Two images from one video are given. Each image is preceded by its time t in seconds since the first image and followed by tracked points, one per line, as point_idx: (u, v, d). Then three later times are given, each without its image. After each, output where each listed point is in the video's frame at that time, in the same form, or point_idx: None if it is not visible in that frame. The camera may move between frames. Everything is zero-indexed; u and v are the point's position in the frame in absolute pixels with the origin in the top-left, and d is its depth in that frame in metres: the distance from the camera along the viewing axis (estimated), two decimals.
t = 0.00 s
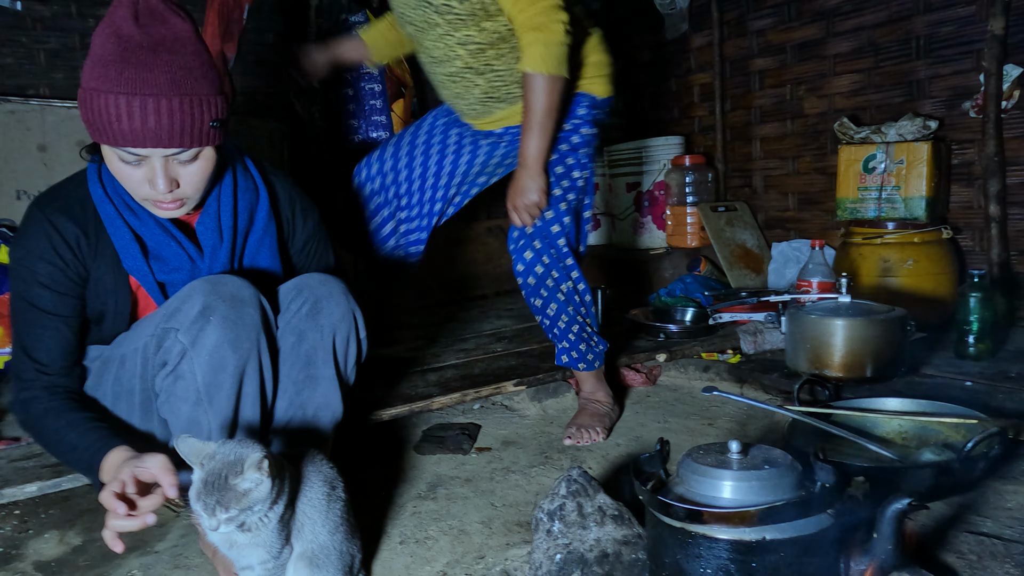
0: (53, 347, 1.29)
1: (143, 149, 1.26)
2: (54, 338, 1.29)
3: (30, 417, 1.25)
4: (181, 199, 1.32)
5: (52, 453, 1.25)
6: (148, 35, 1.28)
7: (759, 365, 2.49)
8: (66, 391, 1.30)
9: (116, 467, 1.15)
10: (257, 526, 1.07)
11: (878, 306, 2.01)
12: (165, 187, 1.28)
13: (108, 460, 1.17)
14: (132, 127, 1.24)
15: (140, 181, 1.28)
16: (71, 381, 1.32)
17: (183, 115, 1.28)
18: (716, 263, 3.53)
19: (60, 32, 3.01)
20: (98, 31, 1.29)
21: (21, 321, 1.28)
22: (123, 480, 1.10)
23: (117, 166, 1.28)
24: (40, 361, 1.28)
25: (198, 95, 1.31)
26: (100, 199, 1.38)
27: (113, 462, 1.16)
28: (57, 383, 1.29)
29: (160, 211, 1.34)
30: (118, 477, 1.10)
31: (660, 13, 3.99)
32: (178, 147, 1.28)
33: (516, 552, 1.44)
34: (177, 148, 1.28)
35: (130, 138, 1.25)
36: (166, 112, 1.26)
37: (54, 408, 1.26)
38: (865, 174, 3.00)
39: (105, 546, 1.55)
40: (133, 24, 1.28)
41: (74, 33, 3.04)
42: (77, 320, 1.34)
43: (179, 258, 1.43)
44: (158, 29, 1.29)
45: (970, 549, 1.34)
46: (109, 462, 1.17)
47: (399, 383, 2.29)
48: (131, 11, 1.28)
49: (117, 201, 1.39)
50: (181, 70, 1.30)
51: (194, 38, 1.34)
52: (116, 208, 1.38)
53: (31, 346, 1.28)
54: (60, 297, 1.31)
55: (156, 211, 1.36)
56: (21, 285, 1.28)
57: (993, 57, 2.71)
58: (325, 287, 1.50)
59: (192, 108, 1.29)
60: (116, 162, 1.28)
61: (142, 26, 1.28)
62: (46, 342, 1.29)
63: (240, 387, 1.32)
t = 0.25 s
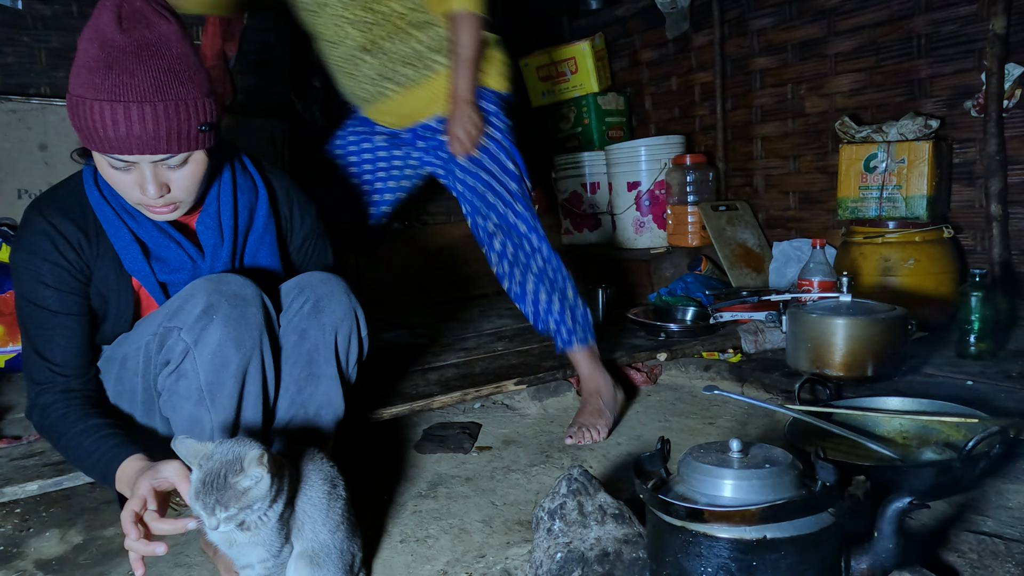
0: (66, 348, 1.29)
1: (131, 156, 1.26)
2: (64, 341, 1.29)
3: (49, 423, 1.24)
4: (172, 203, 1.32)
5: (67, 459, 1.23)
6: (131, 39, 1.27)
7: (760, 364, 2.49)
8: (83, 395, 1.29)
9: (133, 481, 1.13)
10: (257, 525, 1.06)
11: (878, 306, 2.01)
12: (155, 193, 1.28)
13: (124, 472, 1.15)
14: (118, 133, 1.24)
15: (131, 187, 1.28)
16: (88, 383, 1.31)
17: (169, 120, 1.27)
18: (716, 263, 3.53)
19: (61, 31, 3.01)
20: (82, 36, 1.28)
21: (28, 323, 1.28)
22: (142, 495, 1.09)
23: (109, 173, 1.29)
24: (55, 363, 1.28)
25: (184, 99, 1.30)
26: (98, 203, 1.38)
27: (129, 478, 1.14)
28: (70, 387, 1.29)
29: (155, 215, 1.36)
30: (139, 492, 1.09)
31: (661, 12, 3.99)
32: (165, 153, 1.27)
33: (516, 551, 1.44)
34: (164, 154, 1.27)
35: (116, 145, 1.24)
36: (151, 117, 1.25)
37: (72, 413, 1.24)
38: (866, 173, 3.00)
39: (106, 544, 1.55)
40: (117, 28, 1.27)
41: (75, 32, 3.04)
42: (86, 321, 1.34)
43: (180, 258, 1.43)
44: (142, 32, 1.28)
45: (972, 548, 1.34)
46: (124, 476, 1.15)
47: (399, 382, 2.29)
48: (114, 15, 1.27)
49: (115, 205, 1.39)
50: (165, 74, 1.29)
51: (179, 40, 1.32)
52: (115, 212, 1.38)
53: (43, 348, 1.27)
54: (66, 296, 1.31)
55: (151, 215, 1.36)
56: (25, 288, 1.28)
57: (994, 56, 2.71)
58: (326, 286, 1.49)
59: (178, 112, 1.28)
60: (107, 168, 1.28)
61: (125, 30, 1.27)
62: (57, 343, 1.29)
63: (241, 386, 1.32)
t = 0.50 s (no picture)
0: (63, 348, 1.30)
1: (132, 157, 1.26)
2: (62, 340, 1.29)
3: (43, 421, 1.24)
4: (173, 204, 1.32)
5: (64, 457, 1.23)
6: (133, 41, 1.27)
7: (760, 364, 2.48)
8: (74, 392, 1.30)
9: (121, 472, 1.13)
10: (262, 520, 1.06)
11: (879, 305, 2.01)
12: (155, 194, 1.27)
13: (116, 465, 1.15)
14: (120, 135, 1.24)
15: (132, 188, 1.28)
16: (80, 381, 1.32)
17: (171, 122, 1.27)
18: (717, 262, 3.52)
19: (61, 30, 3.01)
20: (85, 38, 1.29)
21: (27, 323, 1.28)
22: (127, 485, 1.09)
23: (110, 174, 1.29)
24: (50, 362, 1.29)
25: (186, 100, 1.30)
26: (98, 202, 1.38)
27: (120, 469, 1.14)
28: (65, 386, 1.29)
29: (155, 215, 1.35)
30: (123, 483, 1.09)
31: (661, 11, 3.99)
32: (167, 153, 1.27)
33: (517, 550, 1.44)
34: (165, 155, 1.27)
35: (117, 147, 1.25)
36: (152, 118, 1.25)
37: (65, 412, 1.25)
38: (867, 172, 2.98)
39: (107, 543, 1.55)
40: (119, 30, 1.27)
41: (75, 31, 3.04)
42: (84, 320, 1.34)
43: (180, 258, 1.43)
44: (143, 33, 1.28)
45: (973, 547, 1.34)
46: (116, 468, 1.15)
47: (400, 381, 2.29)
48: (116, 16, 1.27)
49: (116, 204, 1.39)
50: (166, 75, 1.29)
51: (181, 41, 1.32)
52: (115, 211, 1.38)
53: (40, 347, 1.28)
54: (64, 296, 1.30)
55: (153, 215, 1.36)
56: (24, 287, 1.28)
57: (995, 55, 2.71)
58: (327, 285, 1.49)
59: (180, 113, 1.28)
60: (108, 169, 1.29)
61: (127, 32, 1.28)
62: (55, 343, 1.29)
63: (242, 385, 1.32)
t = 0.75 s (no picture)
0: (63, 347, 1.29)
1: (141, 155, 1.26)
2: (63, 338, 1.29)
3: (39, 418, 1.24)
4: (181, 201, 1.33)
5: (60, 455, 1.23)
6: (139, 38, 1.27)
7: (761, 363, 2.48)
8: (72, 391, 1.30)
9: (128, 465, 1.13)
10: (265, 515, 1.07)
11: (880, 304, 2.01)
12: (164, 191, 1.29)
13: (114, 461, 1.15)
14: (130, 133, 1.24)
15: (140, 186, 1.29)
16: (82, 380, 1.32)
17: (179, 119, 1.27)
18: (717, 261, 3.52)
19: (61, 30, 3.01)
20: (88, 35, 1.28)
21: (26, 321, 1.27)
22: (141, 476, 1.10)
23: (115, 171, 1.29)
24: (49, 361, 1.28)
25: (193, 97, 1.30)
26: (98, 201, 1.38)
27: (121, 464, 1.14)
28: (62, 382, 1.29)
29: (161, 212, 1.36)
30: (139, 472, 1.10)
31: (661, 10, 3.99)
32: (175, 151, 1.28)
33: (518, 549, 1.44)
34: (174, 152, 1.28)
35: (126, 145, 1.25)
36: (162, 116, 1.26)
37: (64, 408, 1.25)
38: (867, 171, 2.98)
39: (107, 543, 1.55)
40: (124, 27, 1.26)
41: (76, 31, 3.04)
42: (84, 318, 1.34)
43: (180, 256, 1.43)
44: (149, 31, 1.28)
45: (975, 546, 1.33)
46: (114, 465, 1.15)
47: (400, 381, 2.29)
48: (121, 14, 1.26)
49: (115, 202, 1.39)
50: (173, 72, 1.29)
51: (185, 38, 1.32)
52: (114, 210, 1.38)
53: (39, 345, 1.27)
54: (64, 295, 1.30)
55: (159, 213, 1.37)
56: (23, 286, 1.27)
57: (996, 54, 2.71)
58: (328, 285, 1.50)
59: (187, 110, 1.29)
60: (114, 167, 1.29)
61: (133, 29, 1.27)
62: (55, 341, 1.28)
63: (243, 384, 1.32)
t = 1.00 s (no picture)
0: (40, 343, 1.28)
1: (158, 149, 1.26)
2: (41, 336, 1.28)
3: (9, 410, 1.24)
4: (197, 195, 1.34)
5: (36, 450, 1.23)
6: (148, 31, 1.27)
7: (761, 361, 2.48)
8: (50, 385, 1.29)
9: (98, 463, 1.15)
10: (263, 513, 1.06)
11: (880, 302, 2.01)
12: (182, 185, 1.30)
13: (89, 457, 1.17)
14: (149, 126, 1.24)
15: (157, 182, 1.30)
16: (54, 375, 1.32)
17: (196, 108, 1.28)
18: (717, 260, 3.51)
19: (60, 28, 3.01)
20: (93, 32, 1.26)
21: (8, 316, 1.27)
22: (110, 477, 1.09)
23: (129, 168, 1.29)
24: (23, 357, 1.27)
25: (206, 87, 1.31)
26: (97, 198, 1.37)
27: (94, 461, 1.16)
28: (43, 376, 1.29)
29: (175, 208, 1.36)
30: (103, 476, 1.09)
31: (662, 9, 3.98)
32: (193, 141, 1.28)
33: (518, 547, 1.43)
34: (193, 143, 1.29)
35: (146, 139, 1.25)
36: (180, 106, 1.26)
37: (36, 400, 1.25)
38: (868, 170, 2.98)
39: (106, 541, 1.54)
40: (131, 21, 1.26)
41: (75, 29, 3.04)
42: (66, 317, 1.33)
43: (181, 253, 1.43)
44: (156, 24, 1.28)
45: (975, 544, 1.33)
46: (90, 460, 1.16)
47: (400, 379, 2.29)
48: (126, 9, 1.26)
49: (115, 199, 1.38)
50: (184, 63, 1.29)
51: (190, 30, 1.33)
52: (115, 206, 1.37)
53: (16, 341, 1.27)
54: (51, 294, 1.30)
55: (172, 208, 1.38)
56: (14, 283, 1.27)
57: (997, 52, 2.70)
58: (328, 282, 1.49)
59: (202, 100, 1.29)
60: (129, 163, 1.29)
61: (141, 23, 1.27)
62: (31, 338, 1.28)
63: (243, 382, 1.31)
